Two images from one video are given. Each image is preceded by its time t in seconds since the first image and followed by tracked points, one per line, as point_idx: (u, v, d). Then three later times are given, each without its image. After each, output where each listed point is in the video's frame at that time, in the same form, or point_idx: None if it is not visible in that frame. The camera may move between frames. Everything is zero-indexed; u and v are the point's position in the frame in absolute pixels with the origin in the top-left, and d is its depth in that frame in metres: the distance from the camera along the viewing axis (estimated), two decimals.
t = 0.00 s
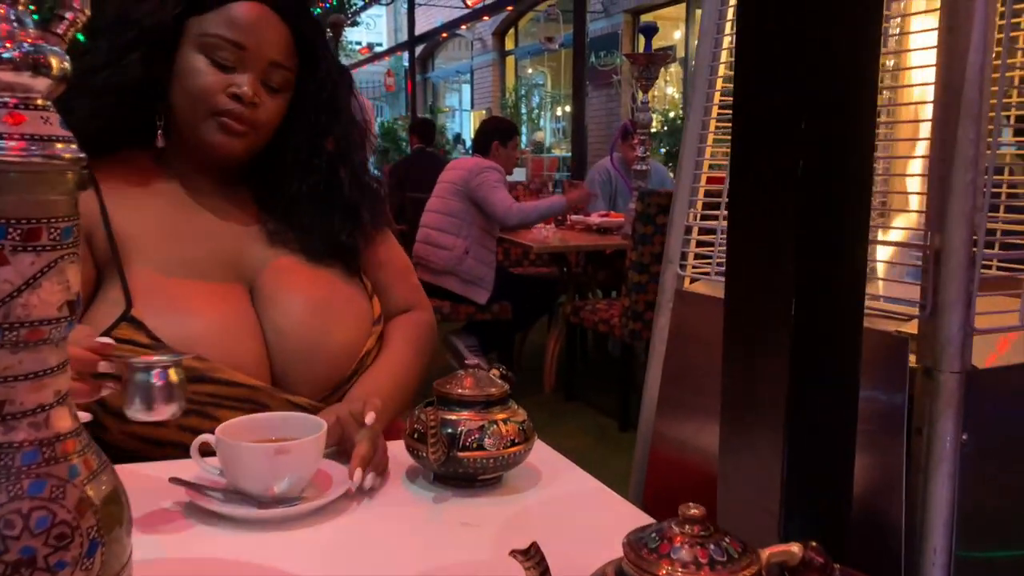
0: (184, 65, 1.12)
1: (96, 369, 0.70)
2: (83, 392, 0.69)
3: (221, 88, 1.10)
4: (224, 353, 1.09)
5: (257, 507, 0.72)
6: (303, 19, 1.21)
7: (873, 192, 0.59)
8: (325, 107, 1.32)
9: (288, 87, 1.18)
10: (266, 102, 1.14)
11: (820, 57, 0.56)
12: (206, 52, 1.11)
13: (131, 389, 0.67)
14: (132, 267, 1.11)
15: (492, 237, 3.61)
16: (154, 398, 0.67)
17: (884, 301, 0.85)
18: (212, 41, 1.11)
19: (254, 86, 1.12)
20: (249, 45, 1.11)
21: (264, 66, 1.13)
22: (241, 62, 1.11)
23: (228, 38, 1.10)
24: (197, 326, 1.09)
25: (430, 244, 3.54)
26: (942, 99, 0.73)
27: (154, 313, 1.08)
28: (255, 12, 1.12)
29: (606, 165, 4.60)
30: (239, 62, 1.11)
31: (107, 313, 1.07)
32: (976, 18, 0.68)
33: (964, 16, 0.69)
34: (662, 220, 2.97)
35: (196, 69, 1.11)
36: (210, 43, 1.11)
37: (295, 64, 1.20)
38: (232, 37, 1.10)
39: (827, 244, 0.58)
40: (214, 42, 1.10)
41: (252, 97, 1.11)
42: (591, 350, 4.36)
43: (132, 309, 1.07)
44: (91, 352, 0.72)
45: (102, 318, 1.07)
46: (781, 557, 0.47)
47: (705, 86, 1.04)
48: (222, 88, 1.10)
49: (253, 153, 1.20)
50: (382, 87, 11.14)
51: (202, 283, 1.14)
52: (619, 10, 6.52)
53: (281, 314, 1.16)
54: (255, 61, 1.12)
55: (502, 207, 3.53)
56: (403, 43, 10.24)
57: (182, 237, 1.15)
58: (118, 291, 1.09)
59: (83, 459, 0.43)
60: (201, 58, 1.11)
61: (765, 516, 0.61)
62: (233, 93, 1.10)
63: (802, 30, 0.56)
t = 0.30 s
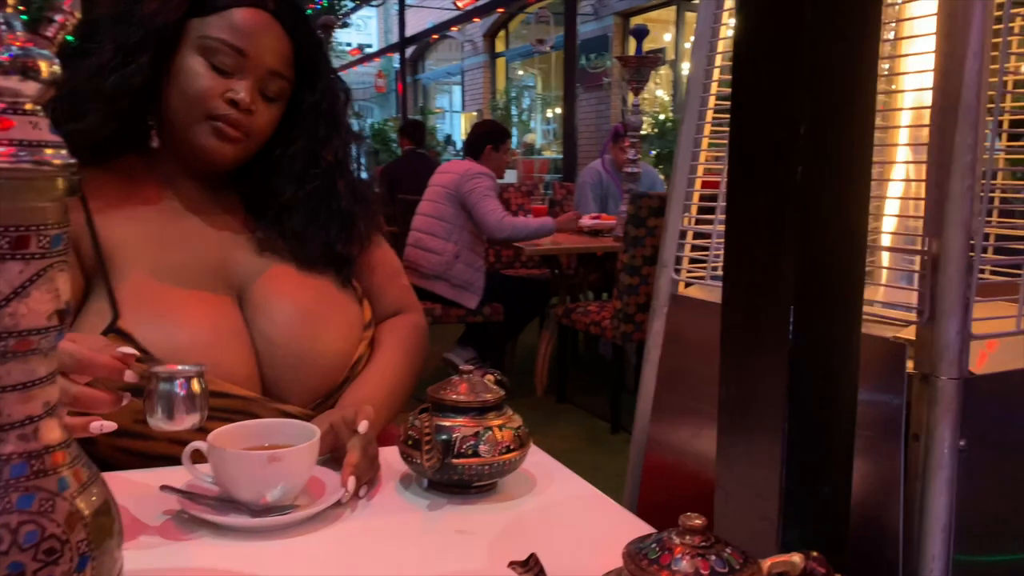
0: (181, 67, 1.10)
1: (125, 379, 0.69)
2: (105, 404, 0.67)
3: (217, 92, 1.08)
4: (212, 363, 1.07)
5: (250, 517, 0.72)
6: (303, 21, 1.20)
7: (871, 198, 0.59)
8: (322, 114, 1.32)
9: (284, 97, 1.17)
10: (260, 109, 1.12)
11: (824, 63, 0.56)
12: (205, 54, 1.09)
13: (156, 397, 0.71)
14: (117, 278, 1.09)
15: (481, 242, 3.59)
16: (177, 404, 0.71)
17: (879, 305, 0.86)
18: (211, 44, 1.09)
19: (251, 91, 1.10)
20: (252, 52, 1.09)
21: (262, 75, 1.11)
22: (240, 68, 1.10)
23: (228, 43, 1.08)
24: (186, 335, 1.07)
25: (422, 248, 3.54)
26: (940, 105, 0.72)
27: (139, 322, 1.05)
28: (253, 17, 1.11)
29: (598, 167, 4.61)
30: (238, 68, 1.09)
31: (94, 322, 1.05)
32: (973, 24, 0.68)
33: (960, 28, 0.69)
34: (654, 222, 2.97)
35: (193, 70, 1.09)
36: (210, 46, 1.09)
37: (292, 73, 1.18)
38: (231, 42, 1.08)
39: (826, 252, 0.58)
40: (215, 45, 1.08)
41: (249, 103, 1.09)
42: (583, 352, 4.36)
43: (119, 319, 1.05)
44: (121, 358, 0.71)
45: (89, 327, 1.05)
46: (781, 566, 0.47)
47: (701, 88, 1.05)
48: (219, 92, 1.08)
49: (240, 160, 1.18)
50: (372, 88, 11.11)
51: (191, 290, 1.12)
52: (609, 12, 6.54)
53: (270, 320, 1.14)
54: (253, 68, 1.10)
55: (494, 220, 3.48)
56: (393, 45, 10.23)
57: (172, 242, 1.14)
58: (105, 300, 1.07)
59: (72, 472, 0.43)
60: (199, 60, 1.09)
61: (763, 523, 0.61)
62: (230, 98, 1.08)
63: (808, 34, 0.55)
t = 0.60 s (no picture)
0: (168, 76, 1.09)
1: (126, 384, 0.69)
2: (103, 408, 0.69)
3: (205, 101, 1.07)
4: (198, 375, 1.06)
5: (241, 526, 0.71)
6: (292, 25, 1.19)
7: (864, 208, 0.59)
8: (310, 118, 1.31)
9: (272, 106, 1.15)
10: (248, 118, 1.11)
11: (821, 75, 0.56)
12: (192, 61, 1.08)
13: (153, 411, 0.70)
14: (100, 286, 1.07)
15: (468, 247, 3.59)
16: (169, 422, 0.70)
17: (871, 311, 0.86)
18: (199, 52, 1.07)
19: (239, 101, 1.09)
20: (239, 58, 1.08)
21: (250, 83, 1.10)
22: (227, 75, 1.08)
23: (216, 51, 1.07)
24: (170, 345, 1.05)
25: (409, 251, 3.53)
26: (933, 112, 0.74)
27: (124, 335, 1.04)
28: (240, 23, 1.09)
29: (584, 169, 4.62)
30: (224, 74, 1.08)
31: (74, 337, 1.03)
32: (965, 32, 0.70)
33: (953, 32, 0.70)
34: (641, 224, 3.00)
35: (181, 78, 1.08)
36: (197, 53, 1.08)
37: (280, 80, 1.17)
38: (219, 49, 1.07)
39: (823, 261, 0.58)
40: (202, 53, 1.07)
41: (236, 113, 1.08)
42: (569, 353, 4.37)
43: (101, 333, 1.03)
44: (127, 365, 0.70)
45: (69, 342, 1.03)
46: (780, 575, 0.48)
47: (692, 93, 1.06)
48: (206, 101, 1.07)
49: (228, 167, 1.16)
50: (356, 89, 11.07)
51: (174, 297, 1.10)
52: (594, 14, 6.56)
53: (256, 328, 1.13)
54: (240, 76, 1.09)
55: (483, 227, 3.45)
56: (378, 46, 10.19)
57: (158, 249, 1.12)
58: (84, 314, 1.05)
59: (63, 486, 0.42)
60: (186, 67, 1.08)
61: (759, 531, 0.61)
62: (216, 107, 1.07)
63: (800, 47, 0.55)
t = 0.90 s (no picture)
0: (153, 79, 1.08)
1: (119, 384, 0.68)
2: (94, 410, 0.66)
3: (191, 104, 1.06)
4: (189, 380, 1.05)
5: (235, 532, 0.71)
6: (283, 27, 1.19)
7: (856, 212, 0.60)
8: (301, 119, 1.31)
9: (260, 107, 1.14)
10: (236, 120, 1.10)
11: (813, 82, 0.56)
12: (178, 64, 1.07)
13: (142, 413, 0.67)
14: (90, 291, 1.06)
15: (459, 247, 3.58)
16: (158, 424, 0.67)
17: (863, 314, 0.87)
18: (185, 55, 1.07)
19: (226, 104, 1.08)
20: (226, 61, 1.07)
21: (237, 84, 1.09)
22: (214, 78, 1.07)
23: (200, 52, 1.06)
24: (160, 351, 1.05)
25: (401, 250, 3.54)
26: (925, 116, 0.74)
27: (114, 340, 1.03)
28: (226, 25, 1.08)
29: (573, 169, 4.62)
30: (212, 78, 1.07)
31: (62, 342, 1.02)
32: (957, 38, 0.71)
33: (944, 37, 0.71)
34: (631, 225, 3.00)
35: (167, 82, 1.07)
36: (183, 56, 1.07)
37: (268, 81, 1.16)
38: (204, 52, 1.06)
39: (817, 267, 0.59)
40: (187, 56, 1.06)
41: (223, 116, 1.07)
42: (559, 354, 4.37)
43: (90, 338, 1.03)
44: (121, 365, 0.68)
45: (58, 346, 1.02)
46: None
47: (684, 95, 1.07)
48: (192, 104, 1.06)
49: (218, 170, 1.15)
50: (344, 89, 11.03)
51: (164, 301, 1.10)
52: (583, 14, 6.57)
53: (246, 332, 1.13)
54: (226, 78, 1.08)
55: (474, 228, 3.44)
56: (366, 46, 10.17)
57: (148, 254, 1.12)
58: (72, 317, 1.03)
59: (60, 492, 0.42)
60: (172, 70, 1.07)
61: (754, 533, 0.61)
62: (203, 110, 1.06)
63: (792, 52, 0.56)
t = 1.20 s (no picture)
0: (140, 80, 1.07)
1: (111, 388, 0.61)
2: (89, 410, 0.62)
3: (178, 106, 1.05)
4: (177, 382, 1.05)
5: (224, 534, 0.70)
6: (272, 28, 1.18)
7: (848, 216, 0.60)
8: (290, 120, 1.31)
9: (249, 108, 1.14)
10: (224, 122, 1.09)
11: (804, 87, 0.57)
12: (164, 66, 1.06)
13: (133, 416, 0.63)
14: (77, 294, 1.05)
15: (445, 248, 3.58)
16: (149, 430, 0.63)
17: (851, 314, 0.89)
18: (172, 56, 1.06)
19: (214, 106, 1.07)
20: (213, 62, 1.06)
21: (225, 86, 1.08)
22: (201, 80, 1.06)
23: (187, 54, 1.05)
24: (148, 354, 1.04)
25: (386, 251, 3.53)
26: (913, 120, 0.76)
27: (101, 343, 1.03)
28: (214, 26, 1.08)
29: (559, 171, 4.63)
30: (199, 80, 1.06)
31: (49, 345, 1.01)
32: (943, 44, 0.72)
33: (931, 43, 0.73)
34: (616, 227, 3.02)
35: (154, 83, 1.06)
36: (170, 57, 1.06)
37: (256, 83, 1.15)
38: (192, 53, 1.05)
39: (808, 270, 0.59)
40: (174, 57, 1.06)
41: (211, 117, 1.06)
42: (546, 355, 4.38)
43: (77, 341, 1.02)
44: (116, 366, 0.61)
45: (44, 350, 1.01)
46: None
47: (674, 99, 1.07)
48: (179, 105, 1.05)
49: (207, 172, 1.15)
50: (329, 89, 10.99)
51: (152, 302, 1.09)
52: (568, 16, 6.59)
53: (235, 334, 1.13)
54: (214, 80, 1.07)
55: (462, 229, 3.46)
56: (351, 46, 10.13)
57: (135, 256, 1.11)
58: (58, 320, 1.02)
59: (54, 496, 0.42)
60: (158, 72, 1.06)
61: (745, 533, 0.62)
62: (190, 112, 1.05)
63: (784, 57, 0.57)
